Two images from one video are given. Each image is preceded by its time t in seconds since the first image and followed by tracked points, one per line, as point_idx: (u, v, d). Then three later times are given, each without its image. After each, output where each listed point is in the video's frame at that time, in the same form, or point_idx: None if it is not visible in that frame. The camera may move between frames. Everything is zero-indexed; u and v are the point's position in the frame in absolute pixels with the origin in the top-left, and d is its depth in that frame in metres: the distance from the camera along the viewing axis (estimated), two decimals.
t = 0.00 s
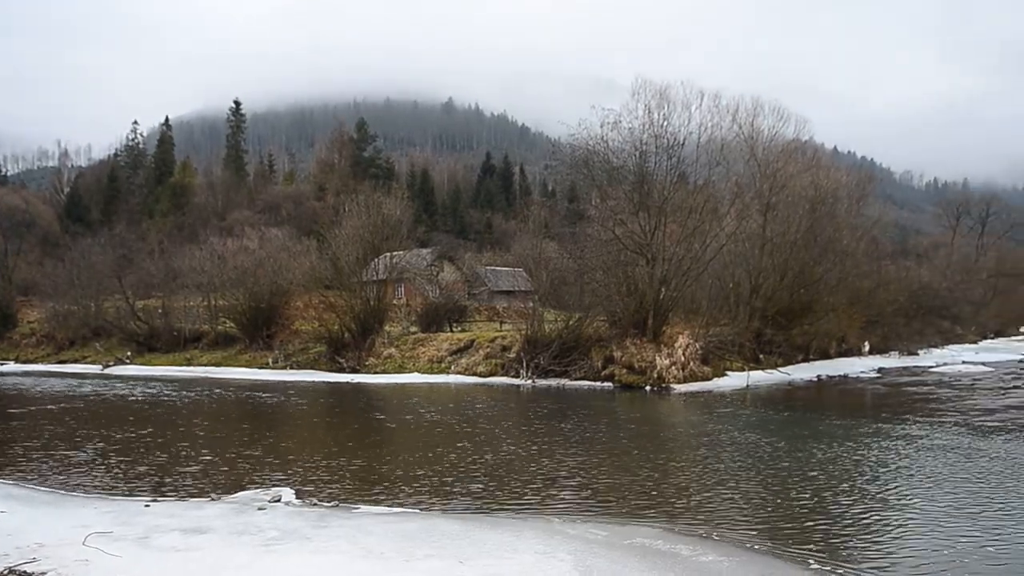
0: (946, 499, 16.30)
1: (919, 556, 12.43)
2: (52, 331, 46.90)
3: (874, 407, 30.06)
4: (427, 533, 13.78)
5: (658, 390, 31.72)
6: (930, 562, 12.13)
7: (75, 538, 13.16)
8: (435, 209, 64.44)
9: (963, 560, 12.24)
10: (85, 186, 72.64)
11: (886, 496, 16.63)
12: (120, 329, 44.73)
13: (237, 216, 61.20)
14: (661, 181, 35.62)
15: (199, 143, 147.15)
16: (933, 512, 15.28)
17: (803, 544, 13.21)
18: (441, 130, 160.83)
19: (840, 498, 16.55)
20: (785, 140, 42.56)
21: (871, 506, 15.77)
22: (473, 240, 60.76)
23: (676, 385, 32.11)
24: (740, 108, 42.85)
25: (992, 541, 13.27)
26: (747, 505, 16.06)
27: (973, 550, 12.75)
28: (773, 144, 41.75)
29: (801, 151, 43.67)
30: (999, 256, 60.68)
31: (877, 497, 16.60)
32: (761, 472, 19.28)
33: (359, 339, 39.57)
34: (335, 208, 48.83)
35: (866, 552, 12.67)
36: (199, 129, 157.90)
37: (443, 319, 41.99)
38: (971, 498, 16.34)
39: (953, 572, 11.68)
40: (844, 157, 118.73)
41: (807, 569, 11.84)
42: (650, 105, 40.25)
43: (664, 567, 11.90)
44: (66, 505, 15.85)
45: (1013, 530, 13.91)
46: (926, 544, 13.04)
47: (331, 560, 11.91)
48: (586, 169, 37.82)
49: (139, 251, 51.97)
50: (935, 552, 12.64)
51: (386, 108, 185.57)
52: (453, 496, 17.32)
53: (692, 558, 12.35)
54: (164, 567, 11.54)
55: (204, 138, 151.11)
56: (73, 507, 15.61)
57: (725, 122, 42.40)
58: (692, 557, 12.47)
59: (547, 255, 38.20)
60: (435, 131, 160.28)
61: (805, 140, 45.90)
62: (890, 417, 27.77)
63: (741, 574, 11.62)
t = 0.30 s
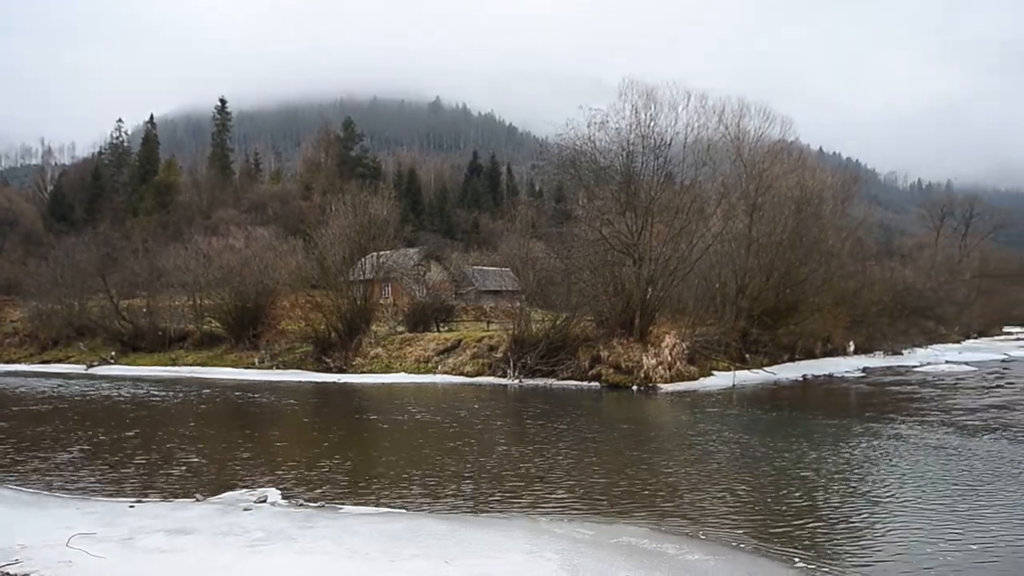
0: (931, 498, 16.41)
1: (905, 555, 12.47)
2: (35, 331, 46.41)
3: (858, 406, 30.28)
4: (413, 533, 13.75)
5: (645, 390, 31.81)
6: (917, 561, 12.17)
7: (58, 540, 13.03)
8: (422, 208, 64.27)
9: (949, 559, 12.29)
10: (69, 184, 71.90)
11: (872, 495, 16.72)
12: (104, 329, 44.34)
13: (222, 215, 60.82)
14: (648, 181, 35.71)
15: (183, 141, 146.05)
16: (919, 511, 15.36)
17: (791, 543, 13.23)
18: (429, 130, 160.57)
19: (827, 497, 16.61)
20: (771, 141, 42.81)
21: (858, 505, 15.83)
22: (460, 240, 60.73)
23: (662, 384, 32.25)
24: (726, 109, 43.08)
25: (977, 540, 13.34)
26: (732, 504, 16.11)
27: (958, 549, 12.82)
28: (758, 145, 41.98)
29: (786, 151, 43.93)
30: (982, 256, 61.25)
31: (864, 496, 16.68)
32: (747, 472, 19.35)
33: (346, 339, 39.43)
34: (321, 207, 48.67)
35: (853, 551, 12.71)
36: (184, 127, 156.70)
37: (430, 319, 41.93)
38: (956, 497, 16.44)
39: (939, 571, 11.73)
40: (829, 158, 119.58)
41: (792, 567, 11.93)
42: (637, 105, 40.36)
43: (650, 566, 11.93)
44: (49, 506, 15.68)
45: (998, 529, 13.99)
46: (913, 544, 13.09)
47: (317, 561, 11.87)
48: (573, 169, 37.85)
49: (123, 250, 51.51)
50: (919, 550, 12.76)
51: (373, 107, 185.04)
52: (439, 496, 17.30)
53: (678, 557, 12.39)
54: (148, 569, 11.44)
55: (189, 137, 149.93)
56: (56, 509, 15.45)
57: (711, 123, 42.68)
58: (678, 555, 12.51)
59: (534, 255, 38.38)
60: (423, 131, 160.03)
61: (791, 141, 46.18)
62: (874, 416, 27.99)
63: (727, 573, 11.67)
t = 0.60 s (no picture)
0: (918, 498, 16.46)
1: (894, 555, 12.48)
2: (20, 330, 46.02)
3: (845, 405, 30.45)
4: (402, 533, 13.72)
5: (633, 389, 31.89)
6: (905, 561, 12.20)
7: (45, 541, 12.94)
8: (411, 208, 64.14)
9: (936, 559, 12.31)
10: (54, 182, 71.31)
11: (860, 495, 16.76)
12: (90, 329, 44.03)
13: (210, 215, 60.51)
14: (636, 182, 35.79)
15: (170, 139, 145.09)
16: (907, 511, 15.41)
17: (780, 543, 13.24)
18: (418, 129, 160.33)
19: (816, 497, 16.65)
20: (759, 141, 43.00)
21: (845, 506, 15.88)
22: (449, 239, 60.70)
23: (651, 384, 32.34)
24: (715, 110, 43.24)
25: (964, 540, 13.38)
26: (719, 504, 16.17)
27: (946, 549, 12.84)
28: (747, 145, 42.16)
29: (774, 152, 44.14)
30: (968, 257, 61.74)
31: (851, 496, 16.73)
32: (735, 471, 19.41)
33: (334, 339, 39.31)
34: (310, 206, 48.53)
35: (842, 551, 12.72)
36: (171, 126, 155.66)
37: (419, 319, 41.86)
38: (943, 497, 16.50)
39: (924, 570, 11.80)
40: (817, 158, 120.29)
41: (779, 566, 12.00)
42: (626, 106, 40.45)
43: (639, 565, 11.97)
44: (34, 508, 15.56)
45: (984, 528, 14.05)
46: (901, 544, 13.10)
47: (305, 561, 11.83)
48: (562, 169, 37.85)
49: (110, 249, 51.14)
50: (904, 549, 12.84)
51: (362, 107, 184.58)
52: (428, 496, 17.27)
53: (667, 557, 12.43)
54: (135, 569, 11.36)
55: (176, 135, 148.97)
56: (42, 510, 15.34)
57: (699, 123, 42.87)
58: (666, 555, 12.55)
59: (523, 255, 38.64)
60: (412, 130, 159.82)
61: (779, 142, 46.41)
62: (861, 416, 28.17)
63: (715, 572, 11.70)
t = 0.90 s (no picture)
0: (901, 496, 16.58)
1: (877, 554, 12.55)
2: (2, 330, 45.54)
3: (830, 405, 30.63)
4: (388, 533, 13.69)
5: (620, 389, 31.96)
6: (888, 559, 12.27)
7: (27, 542, 12.83)
8: (398, 207, 64.00)
9: (919, 558, 12.38)
10: (37, 180, 70.59)
11: (844, 494, 16.85)
12: (73, 328, 43.62)
13: (195, 214, 60.12)
14: (623, 182, 35.88)
15: (155, 138, 144.01)
16: (890, 510, 15.51)
17: (764, 542, 13.29)
18: (406, 129, 160.02)
19: (801, 496, 16.73)
20: (745, 142, 43.21)
21: (830, 505, 15.96)
22: (435, 239, 60.64)
23: (637, 384, 32.44)
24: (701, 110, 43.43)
25: (945, 538, 13.47)
26: (704, 503, 16.21)
27: (928, 547, 12.93)
28: (732, 146, 42.37)
29: (760, 153, 44.37)
30: (951, 257, 62.37)
31: (835, 495, 16.83)
32: (721, 470, 19.48)
33: (320, 338, 39.14)
34: (296, 205, 48.34)
35: (825, 550, 12.77)
36: (156, 125, 154.47)
37: (406, 318, 41.75)
38: (926, 496, 16.62)
39: (907, 568, 11.89)
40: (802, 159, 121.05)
41: (763, 565, 12.05)
42: (612, 107, 40.54)
43: (624, 564, 12.00)
44: (16, 509, 15.41)
45: (966, 526, 14.16)
46: (884, 542, 13.18)
47: (291, 561, 11.78)
48: (548, 169, 37.85)
49: (94, 248, 50.71)
50: (887, 547, 12.93)
51: (350, 106, 184.00)
52: (414, 496, 17.22)
53: (652, 555, 12.47)
54: (118, 569, 11.29)
55: (161, 134, 147.87)
56: (25, 511, 15.20)
57: (685, 124, 43.02)
58: (652, 554, 12.59)
59: (510, 255, 38.89)
60: (400, 130, 159.49)
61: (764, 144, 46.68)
62: (845, 415, 28.35)
63: (700, 571, 11.75)
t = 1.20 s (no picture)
0: (884, 495, 16.70)
1: (861, 552, 12.61)
2: None
3: (814, 404, 30.85)
4: (373, 533, 13.65)
5: (606, 389, 32.03)
6: (871, 557, 12.34)
7: (8, 544, 12.69)
8: (384, 207, 63.83)
9: (901, 556, 12.47)
10: (19, 178, 69.80)
11: (828, 493, 16.96)
12: (55, 328, 43.19)
13: (180, 213, 59.74)
14: (609, 182, 35.96)
15: (138, 136, 142.78)
16: (873, 508, 15.61)
17: (748, 540, 13.38)
18: (392, 128, 159.61)
19: (785, 495, 16.82)
20: (730, 142, 43.39)
21: (813, 503, 16.05)
22: (422, 238, 60.60)
23: (623, 383, 32.53)
24: (687, 111, 43.58)
25: (928, 536, 13.57)
26: (688, 502, 16.28)
27: (910, 545, 13.02)
28: (718, 146, 42.55)
29: (745, 153, 44.57)
30: (933, 257, 62.98)
31: (819, 494, 16.92)
32: (706, 469, 19.56)
33: (305, 338, 38.97)
34: (281, 204, 48.10)
35: (809, 549, 12.83)
36: (140, 123, 153.21)
37: (391, 318, 41.66)
38: (908, 494, 16.76)
39: (889, 565, 12.01)
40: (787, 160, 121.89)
41: (747, 563, 12.14)
42: (598, 107, 40.64)
43: (609, 563, 12.03)
44: None
45: (946, 524, 14.31)
46: (867, 541, 13.26)
47: (276, 562, 11.73)
48: (534, 169, 37.86)
49: (77, 247, 50.26)
50: (868, 545, 13.06)
51: (336, 105, 183.31)
52: (399, 495, 17.18)
53: (638, 554, 12.51)
54: (101, 570, 11.21)
55: (145, 132, 146.61)
56: (6, 513, 15.03)
57: (672, 124, 42.98)
58: (637, 553, 12.62)
59: (496, 255, 38.87)
60: (386, 129, 159.11)
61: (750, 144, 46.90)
62: (829, 414, 28.55)
63: (686, 570, 11.80)
